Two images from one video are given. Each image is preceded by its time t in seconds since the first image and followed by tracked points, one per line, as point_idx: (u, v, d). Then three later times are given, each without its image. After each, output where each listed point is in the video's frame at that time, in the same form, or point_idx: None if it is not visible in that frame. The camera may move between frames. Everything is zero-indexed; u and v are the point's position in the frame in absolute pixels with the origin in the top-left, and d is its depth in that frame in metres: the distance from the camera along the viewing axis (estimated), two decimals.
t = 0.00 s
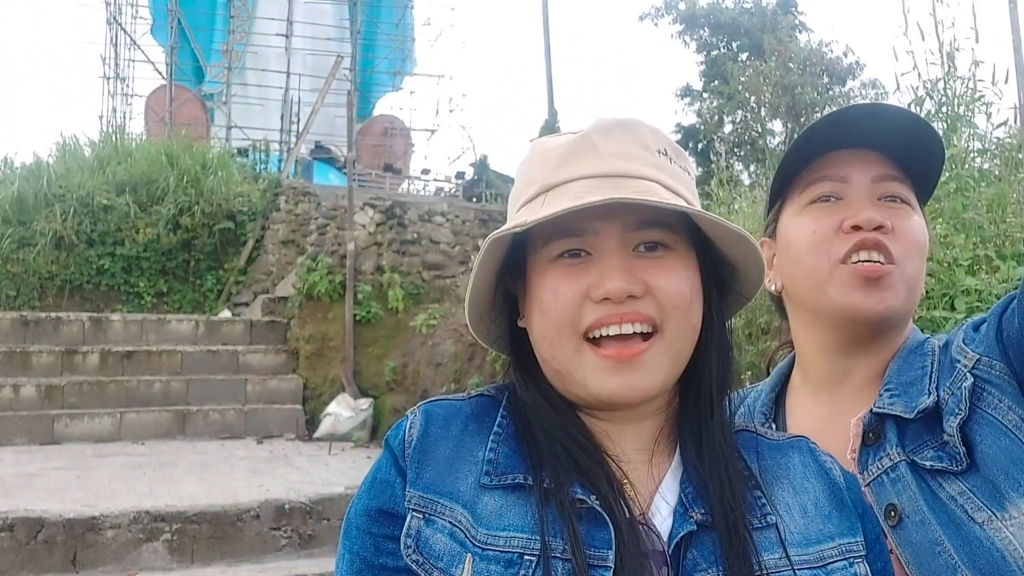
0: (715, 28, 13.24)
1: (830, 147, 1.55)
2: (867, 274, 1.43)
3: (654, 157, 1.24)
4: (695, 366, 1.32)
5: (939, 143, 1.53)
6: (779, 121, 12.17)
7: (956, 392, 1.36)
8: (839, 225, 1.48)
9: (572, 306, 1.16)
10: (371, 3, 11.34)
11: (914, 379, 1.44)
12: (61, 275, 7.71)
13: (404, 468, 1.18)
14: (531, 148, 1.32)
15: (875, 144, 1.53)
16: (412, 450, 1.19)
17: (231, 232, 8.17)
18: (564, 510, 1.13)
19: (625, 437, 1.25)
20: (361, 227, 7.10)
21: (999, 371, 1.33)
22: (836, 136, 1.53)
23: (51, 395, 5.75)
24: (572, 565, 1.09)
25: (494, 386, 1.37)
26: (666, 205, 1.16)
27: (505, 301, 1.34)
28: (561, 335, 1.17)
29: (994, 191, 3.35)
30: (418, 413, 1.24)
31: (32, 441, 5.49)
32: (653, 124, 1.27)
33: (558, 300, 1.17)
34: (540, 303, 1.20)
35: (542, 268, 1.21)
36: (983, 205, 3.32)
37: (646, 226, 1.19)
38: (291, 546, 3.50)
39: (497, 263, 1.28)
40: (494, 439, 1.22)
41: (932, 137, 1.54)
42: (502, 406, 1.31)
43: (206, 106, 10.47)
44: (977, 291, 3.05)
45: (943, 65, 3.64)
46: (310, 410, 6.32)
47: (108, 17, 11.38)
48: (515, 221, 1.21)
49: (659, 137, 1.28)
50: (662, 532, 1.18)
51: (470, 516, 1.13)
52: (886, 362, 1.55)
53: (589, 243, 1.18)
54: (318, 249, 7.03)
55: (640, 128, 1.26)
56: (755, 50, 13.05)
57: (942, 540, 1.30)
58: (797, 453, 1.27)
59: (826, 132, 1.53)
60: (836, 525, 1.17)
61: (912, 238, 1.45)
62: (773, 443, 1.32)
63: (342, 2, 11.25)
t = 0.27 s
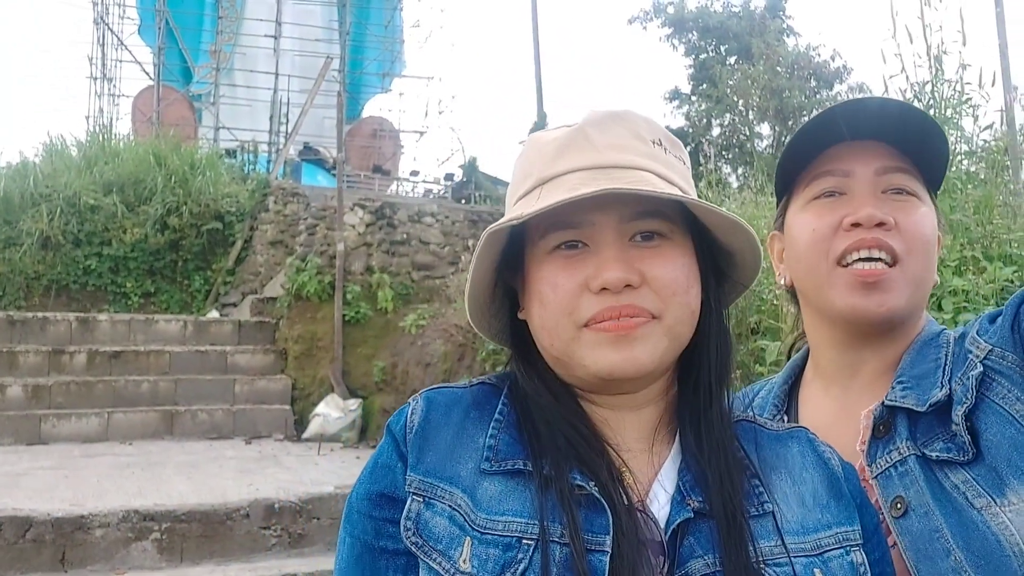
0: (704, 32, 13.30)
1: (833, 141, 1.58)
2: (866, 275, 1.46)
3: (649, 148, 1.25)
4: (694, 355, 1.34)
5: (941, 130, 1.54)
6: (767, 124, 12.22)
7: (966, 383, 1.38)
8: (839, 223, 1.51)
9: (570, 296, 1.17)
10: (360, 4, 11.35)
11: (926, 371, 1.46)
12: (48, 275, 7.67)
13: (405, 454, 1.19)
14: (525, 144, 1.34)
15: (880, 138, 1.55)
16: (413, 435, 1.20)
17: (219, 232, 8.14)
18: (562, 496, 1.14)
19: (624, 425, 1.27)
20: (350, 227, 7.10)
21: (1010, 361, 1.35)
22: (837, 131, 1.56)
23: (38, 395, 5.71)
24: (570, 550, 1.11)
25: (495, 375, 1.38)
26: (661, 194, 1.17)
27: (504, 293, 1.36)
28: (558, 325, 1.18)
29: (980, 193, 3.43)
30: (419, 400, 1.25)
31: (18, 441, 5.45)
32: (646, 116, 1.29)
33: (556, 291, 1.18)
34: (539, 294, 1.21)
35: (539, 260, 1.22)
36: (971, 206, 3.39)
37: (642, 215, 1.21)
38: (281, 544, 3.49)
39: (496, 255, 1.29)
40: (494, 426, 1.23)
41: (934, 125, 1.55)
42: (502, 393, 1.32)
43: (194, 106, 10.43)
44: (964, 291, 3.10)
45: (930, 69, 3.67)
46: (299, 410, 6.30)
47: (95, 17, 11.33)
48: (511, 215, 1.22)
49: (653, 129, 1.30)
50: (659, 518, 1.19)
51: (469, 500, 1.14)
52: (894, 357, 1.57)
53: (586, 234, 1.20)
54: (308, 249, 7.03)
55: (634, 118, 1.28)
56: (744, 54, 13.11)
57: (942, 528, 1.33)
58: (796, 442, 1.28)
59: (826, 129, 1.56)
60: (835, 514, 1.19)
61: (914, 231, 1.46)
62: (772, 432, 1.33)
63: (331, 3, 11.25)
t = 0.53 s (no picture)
0: (695, 35, 13.33)
1: (822, 156, 1.58)
2: (855, 293, 1.47)
3: (647, 158, 1.25)
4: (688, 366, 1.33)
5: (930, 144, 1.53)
6: (758, 127, 12.27)
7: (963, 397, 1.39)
8: (828, 240, 1.51)
9: (567, 307, 1.17)
10: (352, 4, 11.33)
11: (923, 384, 1.46)
12: (37, 275, 7.62)
13: (397, 467, 1.18)
14: (523, 150, 1.33)
15: (868, 152, 1.55)
16: (405, 450, 1.19)
17: (209, 233, 8.10)
18: (555, 510, 1.14)
19: (618, 438, 1.26)
20: (341, 229, 7.08)
21: (1006, 375, 1.36)
22: (825, 147, 1.56)
23: (26, 396, 5.68)
24: (563, 565, 1.10)
25: (489, 386, 1.37)
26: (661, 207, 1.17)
27: (498, 302, 1.35)
28: (555, 335, 1.18)
29: (970, 198, 3.46)
30: (412, 413, 1.24)
31: (5, 442, 5.41)
32: (645, 126, 1.29)
33: (553, 301, 1.18)
34: (536, 304, 1.20)
35: (536, 270, 1.22)
36: (961, 211, 3.41)
37: (641, 227, 1.20)
38: (270, 548, 3.48)
39: (492, 264, 1.29)
40: (487, 439, 1.23)
41: (923, 140, 1.54)
42: (496, 406, 1.31)
43: (184, 106, 10.38)
44: (953, 297, 3.13)
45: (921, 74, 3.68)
46: (288, 412, 6.28)
47: (85, 15, 11.27)
48: (510, 225, 1.22)
49: (652, 139, 1.30)
50: (652, 533, 1.19)
51: (462, 515, 1.14)
52: (885, 371, 1.57)
53: (584, 245, 1.19)
54: (298, 251, 7.01)
55: (632, 128, 1.27)
56: (735, 57, 13.16)
57: (942, 546, 1.33)
58: (790, 456, 1.28)
59: (813, 145, 1.56)
60: (829, 528, 1.18)
61: (903, 247, 1.46)
62: (766, 444, 1.32)
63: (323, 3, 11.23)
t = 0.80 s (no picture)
0: (702, 43, 13.34)
1: (829, 179, 1.58)
2: (858, 317, 1.48)
3: (670, 169, 1.25)
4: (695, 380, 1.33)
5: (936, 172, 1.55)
6: (760, 139, 12.29)
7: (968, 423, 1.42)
8: (834, 262, 1.52)
9: (580, 312, 1.17)
10: None
11: (924, 408, 1.49)
12: (31, 248, 7.58)
13: (400, 463, 1.18)
14: (544, 151, 1.32)
15: (875, 178, 1.56)
16: (408, 445, 1.19)
17: (206, 215, 8.07)
18: (556, 515, 1.14)
19: (621, 446, 1.26)
20: (339, 218, 7.07)
21: (1012, 404, 1.40)
22: (833, 171, 1.56)
23: (15, 368, 5.66)
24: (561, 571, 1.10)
25: (494, 387, 1.37)
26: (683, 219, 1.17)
27: (507, 303, 1.33)
28: (565, 339, 1.18)
29: (969, 222, 3.48)
30: (416, 409, 1.24)
31: None
32: (670, 137, 1.29)
33: (566, 304, 1.17)
34: (548, 307, 1.20)
35: (551, 272, 1.21)
36: (960, 234, 3.42)
37: (659, 238, 1.21)
38: (254, 534, 3.48)
39: (505, 265, 1.28)
40: (490, 440, 1.22)
41: (930, 169, 1.55)
42: (500, 407, 1.31)
43: (187, 86, 10.34)
44: (948, 319, 3.15)
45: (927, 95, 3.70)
46: (277, 398, 6.25)
47: None
48: (529, 225, 1.21)
49: (675, 150, 1.30)
50: (651, 545, 1.19)
51: (462, 514, 1.14)
52: (882, 395, 1.59)
53: (601, 251, 1.19)
54: (295, 238, 6.99)
55: (658, 137, 1.27)
56: (740, 68, 13.18)
57: (946, 570, 1.34)
58: (792, 476, 1.28)
59: (821, 169, 1.57)
60: (827, 550, 1.18)
61: (906, 274, 1.48)
62: (769, 464, 1.32)
63: None
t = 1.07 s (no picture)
0: (691, 40, 13.36)
1: (818, 188, 1.58)
2: (849, 328, 1.49)
3: (666, 180, 1.25)
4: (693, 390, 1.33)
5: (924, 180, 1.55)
6: (750, 134, 12.32)
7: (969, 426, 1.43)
8: (824, 272, 1.52)
9: (577, 325, 1.16)
10: None
11: (918, 415, 1.50)
12: (20, 254, 7.53)
13: (395, 476, 1.19)
14: (540, 161, 1.31)
15: (862, 187, 1.56)
16: (403, 458, 1.19)
17: (196, 218, 8.06)
18: (552, 529, 1.14)
19: (618, 458, 1.26)
20: (330, 220, 7.05)
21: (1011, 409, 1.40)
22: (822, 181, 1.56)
23: (6, 375, 5.63)
24: None
25: (491, 398, 1.37)
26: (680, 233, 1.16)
27: (503, 314, 1.33)
28: (561, 353, 1.17)
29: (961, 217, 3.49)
30: (411, 421, 1.24)
31: None
32: (666, 147, 1.28)
33: (563, 317, 1.17)
34: (543, 320, 1.20)
35: (547, 285, 1.21)
36: (951, 229, 3.44)
37: (656, 250, 1.20)
38: (249, 540, 3.47)
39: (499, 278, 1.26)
40: (486, 452, 1.22)
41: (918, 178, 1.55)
42: (496, 419, 1.30)
43: (176, 90, 10.29)
44: (941, 315, 3.17)
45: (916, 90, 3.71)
46: (270, 402, 6.24)
47: None
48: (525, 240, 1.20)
49: (671, 160, 1.29)
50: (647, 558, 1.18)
51: (457, 528, 1.14)
52: (873, 401, 1.59)
53: (598, 264, 1.19)
54: (286, 241, 7.00)
55: (655, 150, 1.26)
56: (729, 64, 13.22)
57: None
58: (789, 485, 1.28)
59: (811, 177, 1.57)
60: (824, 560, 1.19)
61: (896, 284, 1.49)
62: (766, 474, 1.32)
63: None
